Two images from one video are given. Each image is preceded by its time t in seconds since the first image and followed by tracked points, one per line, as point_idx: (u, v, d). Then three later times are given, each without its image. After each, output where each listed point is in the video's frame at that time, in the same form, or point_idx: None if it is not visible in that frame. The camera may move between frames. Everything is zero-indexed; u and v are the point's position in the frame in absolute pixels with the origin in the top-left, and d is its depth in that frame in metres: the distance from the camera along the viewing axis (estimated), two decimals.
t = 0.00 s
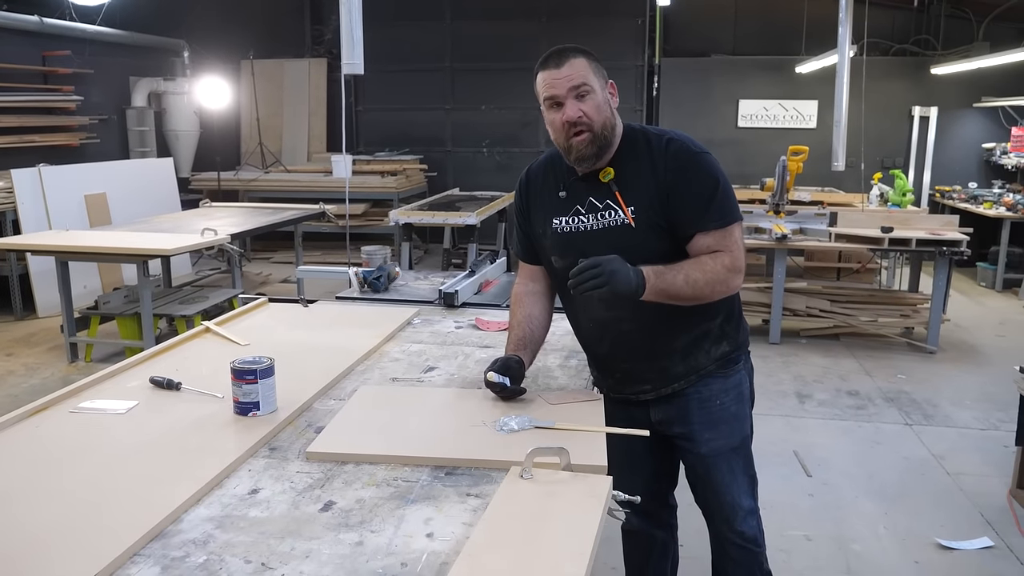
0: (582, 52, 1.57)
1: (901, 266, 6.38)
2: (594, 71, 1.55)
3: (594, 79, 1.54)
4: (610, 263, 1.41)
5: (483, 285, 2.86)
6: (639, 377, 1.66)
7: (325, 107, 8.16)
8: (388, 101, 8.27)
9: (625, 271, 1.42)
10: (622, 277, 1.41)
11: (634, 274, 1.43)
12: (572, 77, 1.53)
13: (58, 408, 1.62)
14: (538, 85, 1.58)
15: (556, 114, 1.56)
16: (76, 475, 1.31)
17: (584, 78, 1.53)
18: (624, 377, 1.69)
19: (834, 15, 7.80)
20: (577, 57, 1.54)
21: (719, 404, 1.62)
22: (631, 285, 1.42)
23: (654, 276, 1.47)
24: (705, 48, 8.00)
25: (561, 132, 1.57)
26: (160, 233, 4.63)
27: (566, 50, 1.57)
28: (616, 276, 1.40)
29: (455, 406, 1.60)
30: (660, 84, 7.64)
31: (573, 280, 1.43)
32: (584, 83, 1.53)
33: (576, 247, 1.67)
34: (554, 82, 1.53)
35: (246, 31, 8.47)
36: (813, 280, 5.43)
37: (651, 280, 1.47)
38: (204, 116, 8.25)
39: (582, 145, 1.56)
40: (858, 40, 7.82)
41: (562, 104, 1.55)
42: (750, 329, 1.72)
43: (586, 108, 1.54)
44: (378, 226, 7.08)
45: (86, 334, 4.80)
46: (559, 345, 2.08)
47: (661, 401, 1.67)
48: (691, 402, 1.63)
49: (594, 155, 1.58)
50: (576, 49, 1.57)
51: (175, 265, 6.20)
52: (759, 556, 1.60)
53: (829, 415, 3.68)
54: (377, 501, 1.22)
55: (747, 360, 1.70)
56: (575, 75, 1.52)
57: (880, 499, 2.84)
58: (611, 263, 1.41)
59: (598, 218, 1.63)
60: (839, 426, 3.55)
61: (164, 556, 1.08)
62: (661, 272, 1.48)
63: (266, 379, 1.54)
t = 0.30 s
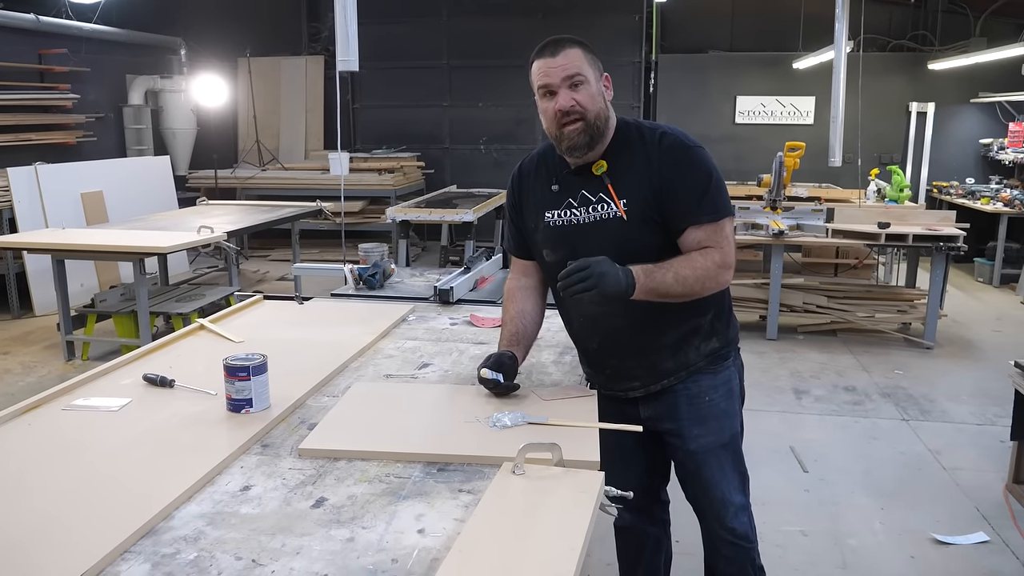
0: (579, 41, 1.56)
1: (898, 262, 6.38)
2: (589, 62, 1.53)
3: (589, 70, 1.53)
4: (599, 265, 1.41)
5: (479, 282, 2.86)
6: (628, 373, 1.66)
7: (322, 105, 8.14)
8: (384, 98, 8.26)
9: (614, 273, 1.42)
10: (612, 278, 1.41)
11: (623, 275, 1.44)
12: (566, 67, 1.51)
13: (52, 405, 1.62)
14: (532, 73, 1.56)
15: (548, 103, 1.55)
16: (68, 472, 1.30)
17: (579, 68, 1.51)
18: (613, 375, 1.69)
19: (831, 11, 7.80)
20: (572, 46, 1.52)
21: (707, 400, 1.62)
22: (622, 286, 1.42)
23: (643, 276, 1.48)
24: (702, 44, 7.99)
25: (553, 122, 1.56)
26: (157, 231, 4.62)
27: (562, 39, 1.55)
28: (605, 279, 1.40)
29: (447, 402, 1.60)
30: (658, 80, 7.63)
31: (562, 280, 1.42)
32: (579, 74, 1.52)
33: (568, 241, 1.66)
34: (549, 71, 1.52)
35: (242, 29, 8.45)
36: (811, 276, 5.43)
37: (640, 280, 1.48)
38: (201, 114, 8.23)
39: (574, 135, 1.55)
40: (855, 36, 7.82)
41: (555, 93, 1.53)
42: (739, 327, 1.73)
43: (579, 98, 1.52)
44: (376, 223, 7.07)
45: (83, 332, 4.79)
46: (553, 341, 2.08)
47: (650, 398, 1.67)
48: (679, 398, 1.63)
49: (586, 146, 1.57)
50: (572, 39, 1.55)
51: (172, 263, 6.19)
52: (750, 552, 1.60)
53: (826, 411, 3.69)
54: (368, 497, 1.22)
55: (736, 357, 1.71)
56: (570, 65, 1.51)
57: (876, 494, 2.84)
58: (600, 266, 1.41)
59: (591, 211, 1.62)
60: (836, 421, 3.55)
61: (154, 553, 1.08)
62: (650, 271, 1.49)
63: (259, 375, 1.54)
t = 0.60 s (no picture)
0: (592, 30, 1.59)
1: (895, 259, 6.38)
2: (603, 47, 1.56)
3: (602, 52, 1.55)
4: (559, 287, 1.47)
5: (475, 279, 2.86)
6: (617, 367, 1.66)
7: (319, 103, 8.13)
8: (381, 95, 8.25)
9: (578, 290, 1.46)
10: (574, 294, 1.46)
11: (592, 289, 1.47)
12: (582, 45, 1.53)
13: (45, 401, 1.62)
14: (546, 55, 1.57)
15: (562, 82, 1.55)
16: (60, 469, 1.30)
17: (594, 49, 1.54)
18: (602, 368, 1.69)
19: (828, 8, 7.79)
20: (586, 29, 1.56)
21: (696, 397, 1.62)
22: (590, 304, 1.45)
23: (619, 286, 1.49)
24: (699, 41, 7.99)
25: (566, 101, 1.56)
26: (153, 228, 4.60)
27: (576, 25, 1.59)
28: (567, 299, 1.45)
29: (441, 398, 1.59)
30: (655, 77, 7.62)
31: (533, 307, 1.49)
32: (595, 53, 1.54)
33: (565, 228, 1.66)
34: (565, 50, 1.53)
35: (240, 27, 8.43)
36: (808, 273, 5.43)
37: (617, 292, 1.49)
38: (198, 111, 8.20)
39: (588, 112, 1.55)
40: (852, 34, 7.81)
41: (570, 71, 1.54)
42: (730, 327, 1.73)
43: (595, 77, 1.53)
44: (373, 221, 7.06)
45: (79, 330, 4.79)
46: (548, 338, 2.08)
47: (638, 394, 1.67)
48: (668, 395, 1.63)
49: (598, 125, 1.57)
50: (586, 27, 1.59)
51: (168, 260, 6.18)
52: (741, 550, 1.60)
53: (822, 408, 3.69)
54: (360, 494, 1.21)
55: (726, 356, 1.70)
56: (585, 45, 1.53)
57: (872, 491, 2.84)
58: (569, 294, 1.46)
59: (589, 197, 1.61)
60: (832, 418, 3.55)
61: (144, 550, 1.08)
62: (626, 282, 1.49)
63: (252, 372, 1.54)
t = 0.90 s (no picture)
0: (618, 24, 1.61)
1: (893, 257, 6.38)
2: (616, 43, 1.58)
3: (611, 47, 1.57)
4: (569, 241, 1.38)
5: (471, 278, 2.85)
6: (610, 362, 1.66)
7: (317, 101, 8.11)
8: (380, 94, 8.24)
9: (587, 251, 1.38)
10: (583, 255, 1.37)
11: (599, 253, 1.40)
12: (589, 35, 1.56)
13: (40, 400, 1.61)
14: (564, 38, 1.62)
15: (564, 66, 1.59)
16: (54, 468, 1.29)
17: (602, 41, 1.56)
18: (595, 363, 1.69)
19: (826, 7, 7.79)
20: (603, 22, 1.57)
21: (691, 399, 1.62)
22: (596, 265, 1.38)
23: (624, 259, 1.44)
24: (697, 40, 7.98)
25: (562, 84, 1.59)
26: (150, 227, 4.59)
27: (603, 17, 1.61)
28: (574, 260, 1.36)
29: (437, 397, 1.59)
30: (654, 76, 7.62)
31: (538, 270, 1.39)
32: (600, 45, 1.56)
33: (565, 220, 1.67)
34: (573, 35, 1.57)
35: (238, 25, 8.42)
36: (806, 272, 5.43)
37: (621, 261, 1.43)
38: (196, 110, 8.19)
39: (575, 99, 1.57)
40: (850, 32, 7.82)
41: (573, 57, 1.57)
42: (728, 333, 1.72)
43: (592, 67, 1.55)
44: (371, 219, 7.06)
45: (76, 328, 4.78)
46: (544, 337, 2.08)
47: (632, 392, 1.67)
48: (662, 396, 1.63)
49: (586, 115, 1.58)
50: (613, 21, 1.61)
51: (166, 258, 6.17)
52: (738, 552, 1.61)
53: (820, 406, 3.69)
54: (356, 493, 1.21)
55: (724, 358, 1.70)
56: (593, 34, 1.56)
57: (869, 490, 2.85)
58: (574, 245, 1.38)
59: (592, 189, 1.62)
60: (830, 417, 3.55)
61: (139, 549, 1.07)
62: (631, 253, 1.45)
63: (248, 370, 1.53)
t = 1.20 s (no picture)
0: (621, 21, 1.64)
1: (891, 259, 6.39)
2: (626, 41, 1.60)
3: (623, 45, 1.59)
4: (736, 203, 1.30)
5: (469, 279, 2.85)
6: (611, 361, 1.66)
7: (315, 102, 8.10)
8: (377, 95, 8.24)
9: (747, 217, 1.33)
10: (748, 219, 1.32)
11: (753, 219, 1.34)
12: (602, 35, 1.58)
13: (36, 401, 1.61)
14: (570, 39, 1.62)
15: (578, 68, 1.60)
16: (50, 469, 1.29)
17: (615, 41, 1.58)
18: (597, 361, 1.69)
19: (824, 9, 7.80)
20: (611, 21, 1.60)
21: (694, 403, 1.61)
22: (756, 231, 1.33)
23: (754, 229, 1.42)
24: (696, 41, 7.99)
25: (579, 87, 1.60)
26: (148, 228, 4.59)
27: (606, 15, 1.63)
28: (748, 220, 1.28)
29: (434, 399, 1.59)
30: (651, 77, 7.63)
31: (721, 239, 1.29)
32: (614, 45, 1.58)
33: (571, 216, 1.66)
34: (585, 38, 1.58)
35: (236, 27, 8.43)
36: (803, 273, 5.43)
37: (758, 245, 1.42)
38: (194, 111, 8.19)
39: (597, 101, 1.58)
40: (847, 34, 7.83)
41: (587, 58, 1.59)
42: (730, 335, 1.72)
43: (610, 68, 1.58)
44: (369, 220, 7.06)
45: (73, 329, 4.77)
46: (542, 338, 2.09)
47: (633, 393, 1.67)
48: (665, 400, 1.63)
49: (608, 117, 1.60)
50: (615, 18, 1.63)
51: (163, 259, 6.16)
52: (739, 556, 1.61)
53: (817, 408, 3.69)
54: (351, 495, 1.21)
55: (725, 362, 1.70)
56: (606, 34, 1.58)
57: (866, 491, 2.85)
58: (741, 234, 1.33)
59: (599, 187, 1.62)
60: (827, 418, 3.56)
61: (135, 551, 1.07)
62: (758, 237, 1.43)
63: (245, 372, 1.53)
